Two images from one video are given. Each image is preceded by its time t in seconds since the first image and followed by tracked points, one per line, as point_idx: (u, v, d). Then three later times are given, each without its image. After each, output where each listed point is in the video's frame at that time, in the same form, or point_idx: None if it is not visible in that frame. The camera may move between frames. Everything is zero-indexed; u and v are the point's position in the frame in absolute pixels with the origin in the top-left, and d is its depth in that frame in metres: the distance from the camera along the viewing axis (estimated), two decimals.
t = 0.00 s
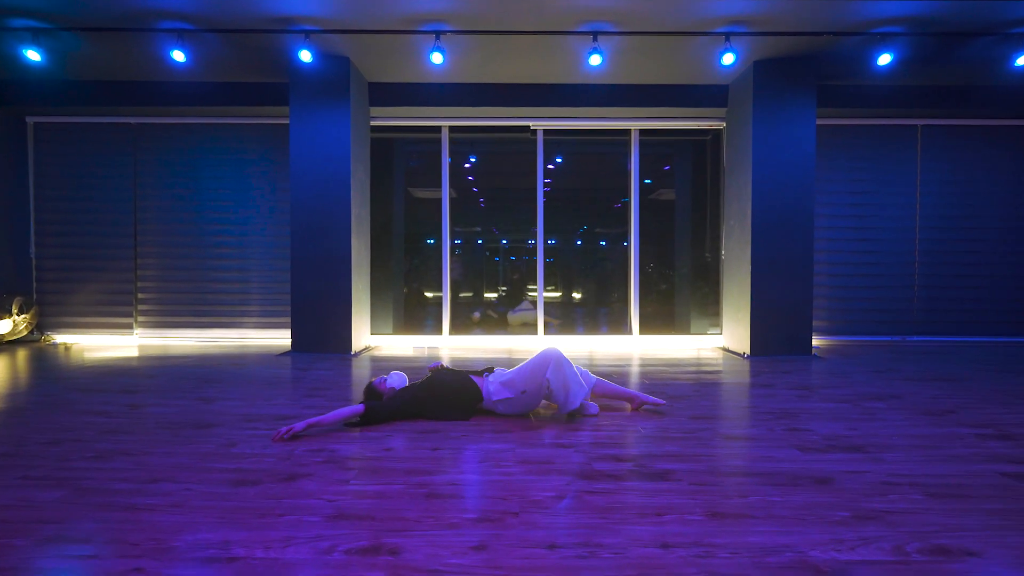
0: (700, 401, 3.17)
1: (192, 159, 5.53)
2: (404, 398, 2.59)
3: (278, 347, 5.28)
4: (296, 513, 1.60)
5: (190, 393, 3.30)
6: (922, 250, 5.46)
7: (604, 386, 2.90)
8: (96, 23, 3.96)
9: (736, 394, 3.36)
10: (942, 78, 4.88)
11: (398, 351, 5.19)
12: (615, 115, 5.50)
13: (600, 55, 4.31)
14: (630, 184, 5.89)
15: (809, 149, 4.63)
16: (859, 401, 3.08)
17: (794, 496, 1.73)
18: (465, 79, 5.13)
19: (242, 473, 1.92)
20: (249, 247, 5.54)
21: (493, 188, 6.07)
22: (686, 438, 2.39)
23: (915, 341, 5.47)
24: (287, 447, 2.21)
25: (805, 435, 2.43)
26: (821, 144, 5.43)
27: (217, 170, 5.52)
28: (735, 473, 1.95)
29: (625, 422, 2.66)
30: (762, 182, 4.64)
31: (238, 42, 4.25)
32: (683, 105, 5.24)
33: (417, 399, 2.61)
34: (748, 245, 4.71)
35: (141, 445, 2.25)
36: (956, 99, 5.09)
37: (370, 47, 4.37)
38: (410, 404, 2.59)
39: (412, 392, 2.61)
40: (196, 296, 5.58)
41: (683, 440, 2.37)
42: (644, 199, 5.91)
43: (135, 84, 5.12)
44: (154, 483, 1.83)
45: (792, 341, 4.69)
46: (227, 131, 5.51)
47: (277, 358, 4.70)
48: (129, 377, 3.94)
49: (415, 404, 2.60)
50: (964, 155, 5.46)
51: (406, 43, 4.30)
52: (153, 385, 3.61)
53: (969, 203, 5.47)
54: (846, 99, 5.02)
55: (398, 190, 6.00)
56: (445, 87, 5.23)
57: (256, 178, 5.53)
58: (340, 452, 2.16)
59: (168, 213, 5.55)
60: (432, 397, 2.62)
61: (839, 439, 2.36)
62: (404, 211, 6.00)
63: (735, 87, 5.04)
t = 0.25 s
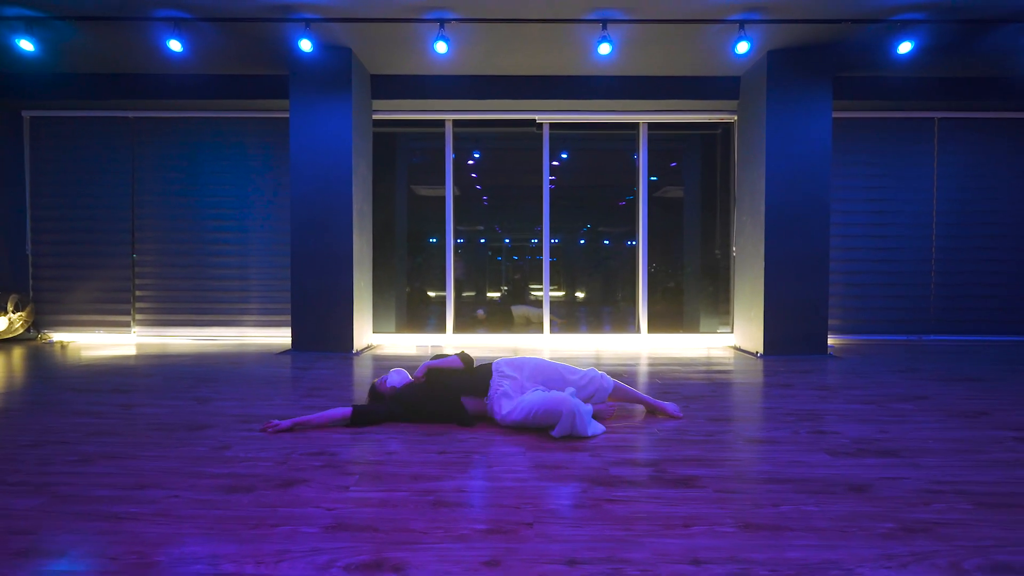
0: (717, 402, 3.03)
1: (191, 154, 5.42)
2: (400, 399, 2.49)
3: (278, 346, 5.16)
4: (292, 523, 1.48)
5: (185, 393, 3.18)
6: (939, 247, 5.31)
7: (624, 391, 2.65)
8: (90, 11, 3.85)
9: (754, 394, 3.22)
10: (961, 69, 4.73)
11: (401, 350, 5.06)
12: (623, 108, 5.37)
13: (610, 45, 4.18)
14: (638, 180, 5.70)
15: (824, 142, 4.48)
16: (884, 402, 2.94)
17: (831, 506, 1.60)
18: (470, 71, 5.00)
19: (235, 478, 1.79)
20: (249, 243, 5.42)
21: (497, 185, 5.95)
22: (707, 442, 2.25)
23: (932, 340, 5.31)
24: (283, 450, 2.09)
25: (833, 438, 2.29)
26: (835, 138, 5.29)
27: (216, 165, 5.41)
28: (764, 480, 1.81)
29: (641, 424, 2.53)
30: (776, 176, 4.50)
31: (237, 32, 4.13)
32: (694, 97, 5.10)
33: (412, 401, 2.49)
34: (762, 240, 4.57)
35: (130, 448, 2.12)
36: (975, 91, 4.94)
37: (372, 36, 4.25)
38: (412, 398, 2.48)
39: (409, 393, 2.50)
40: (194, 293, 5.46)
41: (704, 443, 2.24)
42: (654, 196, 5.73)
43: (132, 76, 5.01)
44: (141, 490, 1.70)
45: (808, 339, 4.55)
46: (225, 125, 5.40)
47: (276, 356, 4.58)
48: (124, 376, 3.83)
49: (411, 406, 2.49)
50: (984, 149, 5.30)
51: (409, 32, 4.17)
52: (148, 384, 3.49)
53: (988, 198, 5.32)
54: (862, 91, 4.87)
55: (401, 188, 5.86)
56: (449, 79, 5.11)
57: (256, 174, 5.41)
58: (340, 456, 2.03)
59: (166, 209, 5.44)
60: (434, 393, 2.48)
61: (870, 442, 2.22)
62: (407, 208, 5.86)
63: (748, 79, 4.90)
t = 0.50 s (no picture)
0: (731, 400, 2.93)
1: (191, 149, 5.34)
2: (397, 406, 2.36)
3: (278, 344, 5.08)
4: (289, 527, 1.39)
5: (183, 391, 3.10)
6: (953, 243, 5.19)
7: (638, 388, 2.52)
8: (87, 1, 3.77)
9: (768, 393, 3.12)
10: (977, 59, 4.62)
11: (404, 348, 4.97)
12: (629, 101, 5.27)
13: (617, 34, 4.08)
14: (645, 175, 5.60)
15: (836, 135, 4.38)
16: (904, 401, 2.84)
17: (862, 509, 1.50)
18: (474, 63, 4.91)
19: (230, 479, 1.71)
20: (250, 240, 5.34)
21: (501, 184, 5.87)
22: (724, 441, 2.16)
23: (946, 338, 5.20)
24: (282, 450, 2.00)
25: (856, 437, 2.19)
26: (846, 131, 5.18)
27: (216, 161, 5.33)
28: (788, 481, 1.71)
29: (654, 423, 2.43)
30: (787, 170, 4.39)
31: (236, 22, 4.04)
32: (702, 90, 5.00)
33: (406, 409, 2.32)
34: (772, 235, 4.47)
35: (123, 447, 2.04)
36: (991, 82, 4.83)
37: (374, 27, 4.16)
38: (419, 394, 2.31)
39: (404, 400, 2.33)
40: (194, 291, 5.39)
41: (721, 442, 2.14)
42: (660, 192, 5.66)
43: (131, 70, 4.94)
44: (131, 491, 1.62)
45: (820, 337, 4.44)
46: (225, 120, 5.32)
47: (277, 354, 4.49)
48: (122, 374, 3.75)
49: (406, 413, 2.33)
50: (999, 143, 5.19)
51: (412, 23, 4.08)
52: (145, 382, 3.41)
53: (1003, 193, 5.20)
54: (874, 83, 4.76)
55: (403, 184, 5.74)
56: (452, 72, 5.02)
57: (256, 169, 5.33)
58: (341, 456, 1.94)
59: (165, 205, 5.36)
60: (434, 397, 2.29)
61: (895, 442, 2.12)
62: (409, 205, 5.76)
63: (758, 70, 4.80)
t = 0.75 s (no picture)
0: (734, 397, 2.94)
1: (195, 148, 5.36)
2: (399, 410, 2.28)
3: (282, 342, 5.10)
4: (297, 519, 1.40)
5: (188, 388, 3.12)
6: (957, 241, 5.18)
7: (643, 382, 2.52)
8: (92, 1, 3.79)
9: (772, 390, 3.13)
10: (981, 57, 4.61)
11: (407, 347, 4.99)
12: (633, 100, 5.28)
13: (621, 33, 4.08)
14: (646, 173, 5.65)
15: (839, 133, 4.38)
16: (908, 398, 2.84)
17: (866, 504, 1.51)
18: (477, 62, 4.93)
19: (237, 473, 1.72)
20: (254, 239, 5.36)
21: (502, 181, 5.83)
22: (728, 437, 2.17)
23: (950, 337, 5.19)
24: (288, 445, 2.01)
25: (860, 434, 2.20)
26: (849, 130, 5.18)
27: (220, 160, 5.35)
28: (791, 477, 1.72)
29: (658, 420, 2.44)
30: (790, 168, 4.39)
31: (240, 22, 4.06)
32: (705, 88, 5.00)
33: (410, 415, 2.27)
34: (776, 233, 4.47)
35: (130, 442, 2.06)
36: (995, 80, 4.82)
37: (378, 26, 4.17)
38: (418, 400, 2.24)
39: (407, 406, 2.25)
40: (198, 289, 5.41)
41: (725, 439, 2.15)
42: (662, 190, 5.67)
43: (136, 69, 4.97)
44: (139, 485, 1.63)
45: (823, 335, 4.44)
46: (229, 119, 5.34)
47: (281, 352, 4.51)
48: (128, 371, 3.77)
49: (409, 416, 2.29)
50: (1003, 141, 5.18)
51: (416, 22, 4.09)
52: (151, 379, 3.43)
53: (1008, 191, 5.19)
54: (878, 81, 4.76)
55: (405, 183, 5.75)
56: (455, 71, 5.03)
57: (260, 168, 5.35)
58: (347, 451, 1.96)
59: (169, 204, 5.39)
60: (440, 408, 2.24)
61: (899, 438, 2.13)
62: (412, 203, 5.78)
63: (761, 69, 4.80)
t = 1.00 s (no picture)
0: (728, 397, 3.02)
1: (202, 153, 5.47)
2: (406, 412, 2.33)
3: (287, 343, 5.20)
4: (309, 512, 1.49)
5: (199, 388, 3.21)
6: (952, 243, 5.26)
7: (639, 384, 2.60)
8: (103, 11, 3.89)
9: (766, 390, 3.21)
10: (974, 63, 4.69)
11: (410, 347, 5.08)
12: (631, 105, 5.37)
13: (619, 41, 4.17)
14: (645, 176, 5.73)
15: (834, 138, 4.46)
16: (898, 398, 2.93)
17: (846, 498, 1.60)
18: (478, 68, 5.02)
19: (251, 470, 1.82)
20: (259, 242, 5.46)
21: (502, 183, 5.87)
22: (720, 436, 2.25)
23: (945, 338, 5.26)
24: (298, 443, 2.11)
25: (847, 432, 2.28)
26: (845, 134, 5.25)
27: (227, 164, 5.45)
28: (778, 473, 1.81)
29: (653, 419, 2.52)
30: (785, 172, 4.48)
31: (247, 31, 4.16)
32: (702, 94, 5.09)
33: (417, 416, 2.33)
34: (772, 236, 4.55)
35: (147, 441, 2.15)
36: (988, 85, 4.90)
37: (381, 34, 4.27)
38: (427, 403, 2.30)
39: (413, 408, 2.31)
40: (204, 292, 5.51)
41: (716, 437, 2.24)
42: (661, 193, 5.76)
43: (145, 76, 5.07)
44: (159, 480, 1.73)
45: (818, 337, 4.52)
46: (235, 124, 5.44)
47: (287, 353, 4.61)
48: (138, 372, 3.88)
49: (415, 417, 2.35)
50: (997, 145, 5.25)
51: (418, 30, 4.19)
52: (162, 379, 3.53)
53: (1002, 194, 5.26)
54: (872, 86, 4.84)
55: (408, 186, 5.85)
56: (457, 77, 5.12)
57: (266, 172, 5.45)
58: (354, 449, 2.05)
59: (177, 208, 5.49)
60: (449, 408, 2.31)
61: (884, 437, 2.21)
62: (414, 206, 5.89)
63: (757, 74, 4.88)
